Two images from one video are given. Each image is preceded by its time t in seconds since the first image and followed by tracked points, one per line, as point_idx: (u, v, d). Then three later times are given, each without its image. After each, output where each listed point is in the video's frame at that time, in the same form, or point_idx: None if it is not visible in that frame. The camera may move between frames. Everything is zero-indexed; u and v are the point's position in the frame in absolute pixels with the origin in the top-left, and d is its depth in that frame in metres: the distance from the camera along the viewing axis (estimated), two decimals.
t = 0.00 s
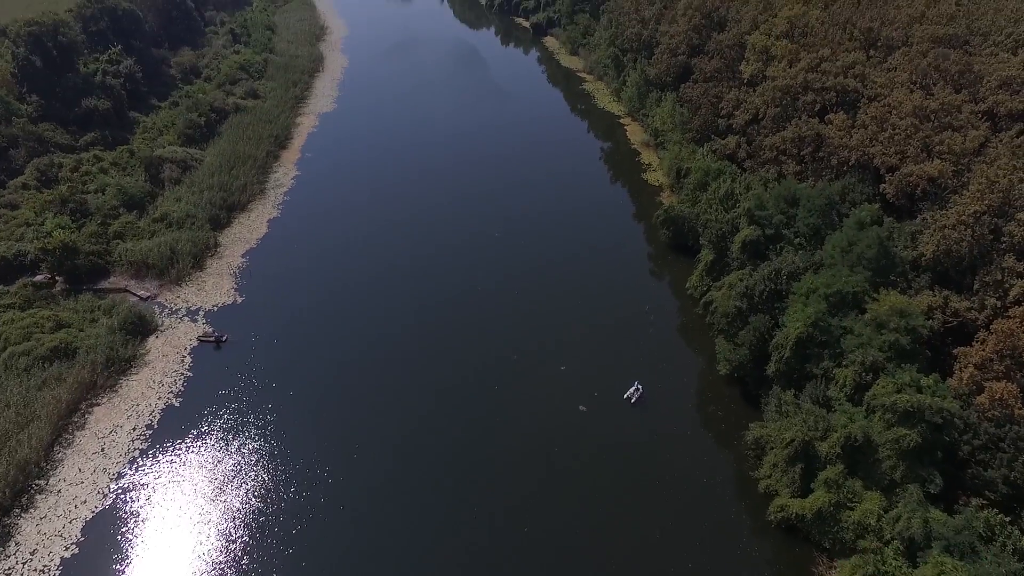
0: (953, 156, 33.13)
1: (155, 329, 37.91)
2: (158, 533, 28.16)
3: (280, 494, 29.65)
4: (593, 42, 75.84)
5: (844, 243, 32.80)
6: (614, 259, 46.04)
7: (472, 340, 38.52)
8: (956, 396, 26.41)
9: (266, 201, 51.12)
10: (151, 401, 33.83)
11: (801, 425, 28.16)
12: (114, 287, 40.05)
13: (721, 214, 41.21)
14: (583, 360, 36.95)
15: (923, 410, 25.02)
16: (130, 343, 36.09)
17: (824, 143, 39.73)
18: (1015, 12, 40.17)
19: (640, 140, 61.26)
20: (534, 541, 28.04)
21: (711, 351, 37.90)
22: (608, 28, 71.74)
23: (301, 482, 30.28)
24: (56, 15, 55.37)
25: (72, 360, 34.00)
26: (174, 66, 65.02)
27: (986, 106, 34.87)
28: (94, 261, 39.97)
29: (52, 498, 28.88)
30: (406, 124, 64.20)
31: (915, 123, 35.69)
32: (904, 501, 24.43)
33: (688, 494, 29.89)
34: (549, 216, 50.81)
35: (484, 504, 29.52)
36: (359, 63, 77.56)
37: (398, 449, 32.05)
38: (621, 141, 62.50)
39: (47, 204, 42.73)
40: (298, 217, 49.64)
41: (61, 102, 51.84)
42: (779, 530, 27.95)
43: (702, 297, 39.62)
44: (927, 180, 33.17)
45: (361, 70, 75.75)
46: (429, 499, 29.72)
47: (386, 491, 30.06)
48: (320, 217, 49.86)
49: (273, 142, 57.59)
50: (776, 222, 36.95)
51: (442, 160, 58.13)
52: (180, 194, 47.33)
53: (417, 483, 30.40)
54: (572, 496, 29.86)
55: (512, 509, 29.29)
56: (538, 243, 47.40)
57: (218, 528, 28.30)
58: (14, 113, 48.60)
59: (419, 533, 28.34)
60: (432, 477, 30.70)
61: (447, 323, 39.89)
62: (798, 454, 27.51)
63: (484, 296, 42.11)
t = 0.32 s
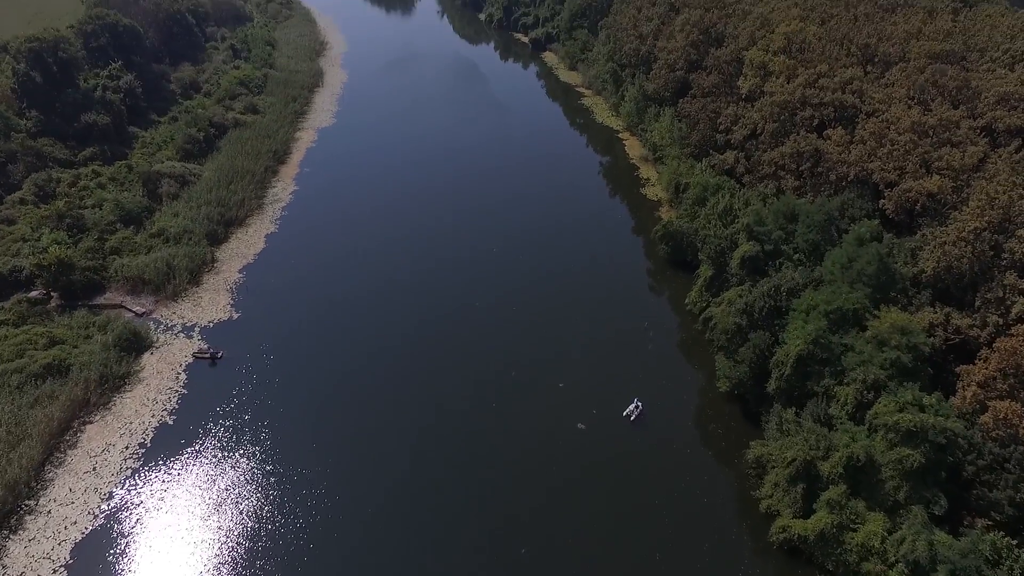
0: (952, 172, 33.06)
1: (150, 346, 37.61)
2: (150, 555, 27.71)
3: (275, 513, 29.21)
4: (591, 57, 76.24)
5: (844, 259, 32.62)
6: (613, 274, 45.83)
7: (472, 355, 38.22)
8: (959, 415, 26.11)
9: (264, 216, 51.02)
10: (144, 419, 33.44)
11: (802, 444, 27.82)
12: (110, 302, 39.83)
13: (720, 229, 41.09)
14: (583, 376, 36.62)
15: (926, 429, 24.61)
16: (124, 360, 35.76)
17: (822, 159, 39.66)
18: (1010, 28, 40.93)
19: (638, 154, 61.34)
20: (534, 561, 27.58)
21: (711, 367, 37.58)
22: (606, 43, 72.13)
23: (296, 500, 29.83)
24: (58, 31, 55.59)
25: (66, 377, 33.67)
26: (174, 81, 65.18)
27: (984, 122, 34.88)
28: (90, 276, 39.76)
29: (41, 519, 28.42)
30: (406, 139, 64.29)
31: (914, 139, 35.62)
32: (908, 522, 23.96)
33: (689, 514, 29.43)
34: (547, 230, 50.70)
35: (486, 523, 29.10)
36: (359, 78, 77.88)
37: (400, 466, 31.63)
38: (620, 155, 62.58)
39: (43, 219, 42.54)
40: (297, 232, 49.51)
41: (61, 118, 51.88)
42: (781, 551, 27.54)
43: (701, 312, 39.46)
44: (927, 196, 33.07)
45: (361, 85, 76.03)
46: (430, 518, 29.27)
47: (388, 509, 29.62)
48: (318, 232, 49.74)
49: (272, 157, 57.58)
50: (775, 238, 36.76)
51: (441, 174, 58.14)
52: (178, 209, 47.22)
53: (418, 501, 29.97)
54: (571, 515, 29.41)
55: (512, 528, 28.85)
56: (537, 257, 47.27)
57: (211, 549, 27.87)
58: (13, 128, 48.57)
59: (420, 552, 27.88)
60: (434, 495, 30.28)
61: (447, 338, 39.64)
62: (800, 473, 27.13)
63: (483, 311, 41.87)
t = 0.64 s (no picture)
0: (952, 189, 32.90)
1: (144, 363, 37.24)
2: None
3: (269, 533, 28.71)
4: (589, 73, 76.59)
5: (844, 276, 32.37)
6: (612, 289, 45.64)
7: (471, 370, 37.98)
8: (963, 435, 25.79)
9: (261, 232, 50.86)
10: (136, 438, 32.98)
11: (804, 464, 27.40)
12: (104, 319, 39.52)
13: (719, 246, 40.95)
14: (581, 393, 36.25)
15: (930, 450, 24.16)
16: (117, 378, 35.38)
17: (821, 175, 39.52)
18: (1006, 45, 41.08)
19: (637, 170, 61.35)
20: None
21: (710, 385, 37.19)
22: (605, 60, 72.46)
23: (290, 519, 29.32)
24: (58, 48, 55.83)
25: (57, 396, 33.27)
26: (174, 97, 65.34)
27: (983, 138, 34.83)
28: (85, 293, 39.49)
29: (28, 541, 27.89)
30: (404, 154, 64.39)
31: (913, 155, 35.49)
32: (912, 545, 23.41)
33: (690, 535, 28.90)
34: (546, 245, 50.57)
35: (484, 538, 28.78)
36: (358, 94, 78.14)
37: (399, 480, 31.31)
38: (619, 170, 62.60)
39: (39, 234, 42.28)
40: (294, 248, 49.29)
41: (60, 134, 51.87)
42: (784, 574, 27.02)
43: (701, 329, 39.16)
44: (926, 213, 32.89)
45: (360, 101, 76.28)
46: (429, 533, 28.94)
47: (386, 525, 29.28)
48: (316, 247, 49.56)
49: (270, 173, 57.54)
50: (774, 254, 36.55)
51: (439, 189, 58.13)
52: (174, 224, 47.04)
53: (417, 517, 29.61)
54: (571, 535, 28.92)
55: (512, 547, 28.42)
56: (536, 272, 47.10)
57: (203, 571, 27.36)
58: (11, 144, 48.46)
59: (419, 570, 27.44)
60: (432, 509, 29.97)
61: (446, 351, 39.47)
62: (801, 495, 26.65)
63: (482, 325, 41.67)
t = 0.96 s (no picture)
0: (951, 206, 32.74)
1: (137, 381, 36.83)
2: None
3: (261, 556, 28.10)
4: (588, 89, 76.86)
5: (844, 293, 32.11)
6: (611, 305, 45.39)
7: (470, 387, 37.67)
8: (967, 457, 25.40)
9: (258, 248, 50.64)
10: (127, 458, 32.46)
11: (805, 485, 26.96)
12: (98, 336, 39.17)
13: (717, 262, 40.76)
14: (581, 412, 35.84)
15: (933, 473, 23.73)
16: (109, 397, 34.95)
17: (819, 191, 39.39)
18: (1002, 62, 41.18)
19: (635, 185, 61.27)
20: None
21: (710, 403, 36.79)
22: (603, 76, 72.81)
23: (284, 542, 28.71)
24: (57, 65, 56.05)
25: (47, 415, 32.83)
26: (173, 113, 65.45)
27: (981, 155, 34.77)
28: (78, 310, 39.16)
29: (14, 566, 27.32)
30: (403, 171, 64.43)
31: (911, 171, 35.39)
32: (917, 571, 22.86)
33: (690, 558, 28.33)
34: (544, 262, 50.40)
35: (487, 558, 28.36)
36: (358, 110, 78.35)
37: (398, 499, 30.88)
38: (617, 186, 62.54)
39: (34, 251, 42.01)
40: (291, 265, 49.01)
41: (58, 150, 51.82)
42: None
43: (700, 346, 38.87)
44: (926, 230, 32.71)
45: (360, 117, 76.47)
46: (432, 552, 28.54)
47: (388, 545, 28.85)
48: (313, 264, 49.29)
49: (268, 189, 57.49)
50: (773, 271, 36.32)
51: (438, 206, 58.07)
52: (171, 241, 46.84)
53: (417, 538, 29.14)
54: (571, 557, 28.35)
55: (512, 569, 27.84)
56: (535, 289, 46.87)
57: None
58: (8, 160, 48.37)
59: None
60: (435, 528, 29.56)
61: (449, 368, 39.13)
62: (803, 517, 26.13)
63: (484, 342, 41.35)
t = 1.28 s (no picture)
0: (954, 224, 32.48)
1: (132, 399, 36.48)
2: None
3: None
4: (589, 105, 77.04)
5: (847, 312, 31.72)
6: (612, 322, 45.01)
7: (470, 403, 37.35)
8: (975, 481, 24.86)
9: (257, 264, 50.46)
10: (121, 478, 32.01)
11: (810, 509, 26.40)
12: (95, 353, 38.89)
13: (719, 279, 40.46)
14: (581, 430, 35.39)
15: (941, 497, 23.21)
16: (104, 415, 34.57)
17: (821, 208, 39.13)
18: (1003, 79, 41.16)
19: (636, 201, 61.12)
20: None
21: (712, 422, 36.25)
22: (604, 92, 73.09)
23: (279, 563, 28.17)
24: (61, 81, 56.37)
25: (41, 433, 32.48)
26: (175, 128, 65.69)
27: (984, 172, 34.60)
28: (75, 326, 38.92)
29: None
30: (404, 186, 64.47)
31: (914, 189, 35.17)
32: None
33: None
34: (545, 277, 50.17)
35: None
36: (359, 126, 78.59)
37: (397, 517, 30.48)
38: (618, 201, 62.42)
39: (33, 266, 41.88)
40: (290, 281, 48.80)
41: (60, 165, 51.91)
42: None
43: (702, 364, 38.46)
44: (930, 248, 32.38)
45: (361, 133, 76.70)
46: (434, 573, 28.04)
47: (389, 564, 28.37)
48: (313, 280, 49.10)
49: (269, 204, 57.50)
50: (775, 289, 35.96)
51: (439, 222, 58.00)
52: (170, 256, 46.72)
53: (417, 556, 28.70)
54: None
55: None
56: (535, 304, 46.65)
57: None
58: (9, 175, 48.43)
59: None
60: (438, 549, 29.04)
61: (451, 384, 38.80)
62: (808, 541, 25.56)
63: (486, 358, 41.05)
